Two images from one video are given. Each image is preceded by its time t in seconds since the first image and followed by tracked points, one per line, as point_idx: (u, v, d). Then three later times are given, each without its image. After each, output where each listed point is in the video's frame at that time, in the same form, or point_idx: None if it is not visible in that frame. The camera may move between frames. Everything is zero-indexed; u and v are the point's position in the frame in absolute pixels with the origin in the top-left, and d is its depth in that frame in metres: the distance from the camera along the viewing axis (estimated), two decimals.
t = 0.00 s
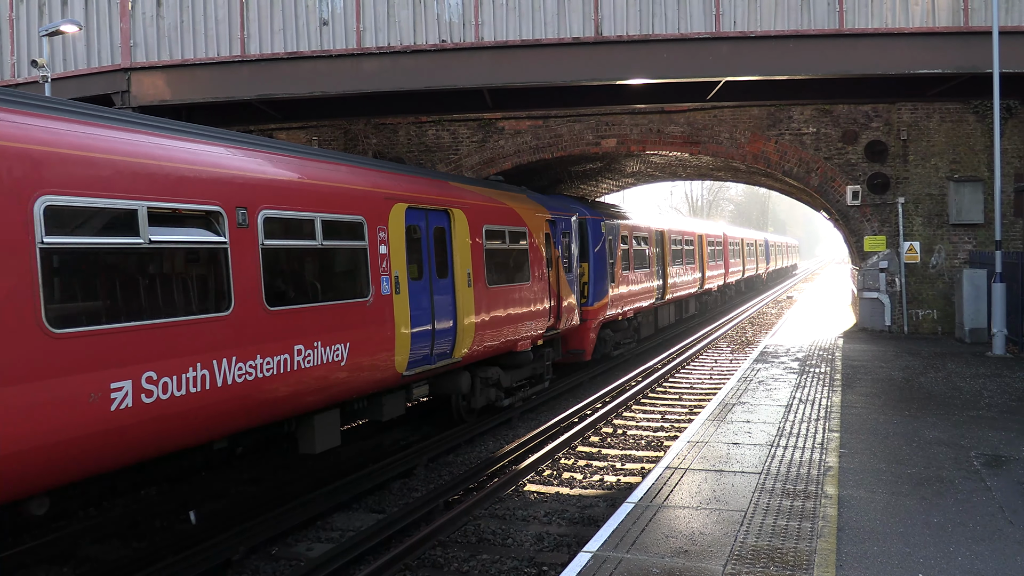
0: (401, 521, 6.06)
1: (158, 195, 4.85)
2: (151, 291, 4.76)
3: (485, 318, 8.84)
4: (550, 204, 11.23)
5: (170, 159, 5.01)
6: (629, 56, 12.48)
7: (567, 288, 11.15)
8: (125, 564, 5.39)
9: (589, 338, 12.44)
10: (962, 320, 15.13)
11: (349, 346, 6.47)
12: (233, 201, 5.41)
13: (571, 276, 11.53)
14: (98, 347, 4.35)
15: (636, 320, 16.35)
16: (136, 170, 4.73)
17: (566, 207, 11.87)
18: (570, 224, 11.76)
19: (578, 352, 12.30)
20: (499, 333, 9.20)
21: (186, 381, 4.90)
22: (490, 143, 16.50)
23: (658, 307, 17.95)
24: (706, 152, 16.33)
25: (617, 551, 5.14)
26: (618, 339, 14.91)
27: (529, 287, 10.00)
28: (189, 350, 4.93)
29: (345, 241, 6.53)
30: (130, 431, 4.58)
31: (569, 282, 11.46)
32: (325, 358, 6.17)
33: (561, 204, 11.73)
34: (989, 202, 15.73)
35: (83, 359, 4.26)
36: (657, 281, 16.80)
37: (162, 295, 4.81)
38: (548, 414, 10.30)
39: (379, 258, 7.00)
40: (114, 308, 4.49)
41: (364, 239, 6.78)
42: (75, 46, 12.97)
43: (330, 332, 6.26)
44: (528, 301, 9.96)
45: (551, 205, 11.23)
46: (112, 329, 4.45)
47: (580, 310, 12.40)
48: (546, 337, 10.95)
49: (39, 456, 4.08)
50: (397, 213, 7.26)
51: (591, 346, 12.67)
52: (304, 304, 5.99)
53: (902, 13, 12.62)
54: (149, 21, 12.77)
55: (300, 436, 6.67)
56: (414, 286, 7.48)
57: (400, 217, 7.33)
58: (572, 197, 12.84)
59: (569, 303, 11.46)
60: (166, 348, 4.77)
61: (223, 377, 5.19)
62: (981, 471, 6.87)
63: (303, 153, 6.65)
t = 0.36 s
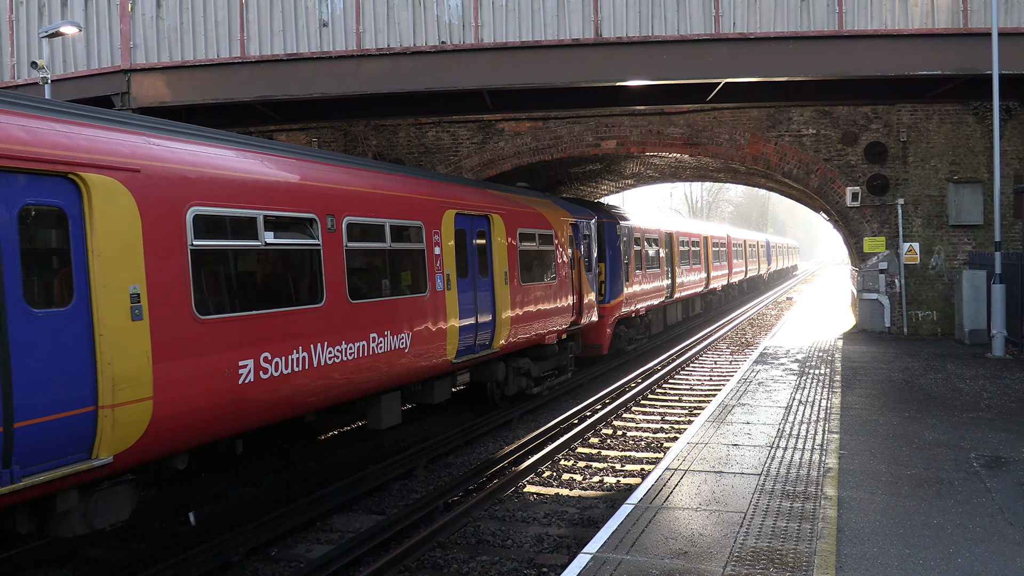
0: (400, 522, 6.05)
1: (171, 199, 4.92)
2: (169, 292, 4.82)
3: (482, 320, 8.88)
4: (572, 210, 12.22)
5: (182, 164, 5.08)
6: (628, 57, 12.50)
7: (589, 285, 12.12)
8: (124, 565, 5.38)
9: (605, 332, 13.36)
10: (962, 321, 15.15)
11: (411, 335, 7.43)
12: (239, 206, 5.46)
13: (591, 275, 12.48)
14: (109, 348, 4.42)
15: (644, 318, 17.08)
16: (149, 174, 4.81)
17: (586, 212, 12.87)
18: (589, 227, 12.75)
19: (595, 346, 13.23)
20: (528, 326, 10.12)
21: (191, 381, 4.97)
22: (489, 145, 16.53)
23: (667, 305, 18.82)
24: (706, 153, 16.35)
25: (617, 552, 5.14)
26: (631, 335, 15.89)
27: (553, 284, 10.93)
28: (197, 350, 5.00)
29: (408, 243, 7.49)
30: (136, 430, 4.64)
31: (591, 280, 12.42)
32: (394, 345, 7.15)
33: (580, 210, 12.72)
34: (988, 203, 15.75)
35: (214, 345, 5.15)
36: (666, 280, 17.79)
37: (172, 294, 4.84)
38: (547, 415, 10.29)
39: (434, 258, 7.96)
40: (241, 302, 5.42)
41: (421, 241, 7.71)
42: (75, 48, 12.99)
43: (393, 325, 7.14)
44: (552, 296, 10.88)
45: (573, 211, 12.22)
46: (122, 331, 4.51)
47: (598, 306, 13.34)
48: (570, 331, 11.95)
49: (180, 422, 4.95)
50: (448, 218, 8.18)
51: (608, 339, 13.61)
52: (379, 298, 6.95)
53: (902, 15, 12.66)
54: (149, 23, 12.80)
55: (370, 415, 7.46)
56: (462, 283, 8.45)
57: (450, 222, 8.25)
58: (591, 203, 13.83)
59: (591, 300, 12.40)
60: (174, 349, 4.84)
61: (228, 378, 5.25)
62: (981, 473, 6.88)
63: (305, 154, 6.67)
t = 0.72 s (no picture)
0: (400, 524, 6.04)
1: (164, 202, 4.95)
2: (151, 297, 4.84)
3: (481, 321, 8.93)
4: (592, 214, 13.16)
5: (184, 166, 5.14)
6: (628, 58, 12.50)
7: (608, 284, 13.07)
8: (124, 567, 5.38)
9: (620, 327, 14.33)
10: (961, 322, 15.15)
11: (461, 327, 8.46)
12: (241, 207, 5.53)
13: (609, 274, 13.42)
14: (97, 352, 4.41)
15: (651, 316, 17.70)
16: (147, 176, 4.85)
17: (604, 216, 13.81)
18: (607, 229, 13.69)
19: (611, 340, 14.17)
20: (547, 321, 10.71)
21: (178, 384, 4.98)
22: (489, 146, 16.55)
23: (673, 304, 19.38)
24: (706, 155, 16.36)
25: (617, 553, 5.14)
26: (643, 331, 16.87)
27: (570, 281, 11.56)
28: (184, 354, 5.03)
29: (460, 246, 8.50)
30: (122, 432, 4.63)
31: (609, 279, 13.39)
32: (448, 336, 8.19)
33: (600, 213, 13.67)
34: (988, 204, 15.75)
35: (317, 331, 6.19)
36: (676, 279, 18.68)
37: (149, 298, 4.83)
38: (547, 416, 10.29)
39: (479, 258, 8.96)
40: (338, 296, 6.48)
41: (469, 243, 8.73)
42: (75, 49, 13.01)
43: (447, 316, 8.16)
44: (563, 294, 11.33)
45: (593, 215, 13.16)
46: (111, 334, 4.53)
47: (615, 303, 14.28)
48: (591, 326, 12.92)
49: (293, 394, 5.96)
50: (491, 224, 9.19)
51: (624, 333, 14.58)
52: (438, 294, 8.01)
53: (902, 16, 12.70)
54: (149, 24, 12.81)
55: (425, 397, 8.41)
56: (503, 281, 9.44)
57: (492, 227, 9.29)
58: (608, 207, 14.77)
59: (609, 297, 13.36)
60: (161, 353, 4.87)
61: (298, 366, 5.95)
62: (981, 474, 6.87)
63: (308, 155, 6.72)
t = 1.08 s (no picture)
0: (399, 525, 6.03)
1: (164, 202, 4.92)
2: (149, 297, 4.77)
3: (479, 322, 8.93)
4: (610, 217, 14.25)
5: (184, 167, 5.14)
6: (628, 59, 12.50)
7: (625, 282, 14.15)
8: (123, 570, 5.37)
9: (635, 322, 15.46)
10: (961, 323, 15.14)
11: (490, 322, 9.20)
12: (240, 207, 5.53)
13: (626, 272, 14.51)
14: (89, 352, 4.34)
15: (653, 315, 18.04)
16: (274, 191, 5.89)
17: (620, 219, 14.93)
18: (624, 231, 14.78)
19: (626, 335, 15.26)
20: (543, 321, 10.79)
21: (177, 386, 4.91)
22: (489, 147, 16.57)
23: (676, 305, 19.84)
24: (706, 156, 16.36)
25: (616, 554, 5.15)
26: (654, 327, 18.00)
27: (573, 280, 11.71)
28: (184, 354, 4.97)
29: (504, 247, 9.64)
30: (123, 433, 4.56)
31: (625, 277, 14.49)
32: (493, 327, 9.29)
33: (617, 216, 14.77)
34: (988, 205, 15.75)
35: (399, 320, 7.30)
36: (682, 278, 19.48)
37: (147, 297, 4.76)
38: (546, 417, 10.29)
39: (517, 259, 10.04)
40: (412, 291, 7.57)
41: (509, 245, 9.79)
42: (75, 50, 13.00)
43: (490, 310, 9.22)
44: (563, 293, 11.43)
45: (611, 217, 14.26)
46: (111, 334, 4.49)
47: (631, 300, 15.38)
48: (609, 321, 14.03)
49: (377, 372, 7.01)
50: (526, 227, 10.29)
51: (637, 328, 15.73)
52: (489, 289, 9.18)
53: (902, 17, 12.74)
54: (149, 24, 12.80)
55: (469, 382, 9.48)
56: (537, 280, 10.53)
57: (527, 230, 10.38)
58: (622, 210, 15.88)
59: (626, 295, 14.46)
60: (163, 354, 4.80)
61: (379, 351, 7.00)
62: (981, 475, 6.87)
63: (307, 155, 6.71)
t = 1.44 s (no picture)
0: (399, 525, 6.04)
1: (167, 202, 4.94)
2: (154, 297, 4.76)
3: (478, 322, 8.93)
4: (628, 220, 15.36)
5: (188, 168, 5.16)
6: (628, 60, 12.50)
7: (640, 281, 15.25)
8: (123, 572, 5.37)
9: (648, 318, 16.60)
10: (961, 324, 15.15)
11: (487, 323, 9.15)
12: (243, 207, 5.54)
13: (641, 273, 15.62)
14: (95, 352, 4.34)
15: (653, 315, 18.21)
16: (364, 201, 6.94)
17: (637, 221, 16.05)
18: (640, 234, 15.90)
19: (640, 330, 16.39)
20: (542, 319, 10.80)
21: (181, 386, 4.91)
22: (489, 147, 16.58)
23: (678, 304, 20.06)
24: (706, 156, 16.37)
25: (616, 555, 5.14)
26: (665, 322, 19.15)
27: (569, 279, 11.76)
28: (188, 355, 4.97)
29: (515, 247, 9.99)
30: (126, 434, 4.55)
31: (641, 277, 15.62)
32: (529, 320, 10.40)
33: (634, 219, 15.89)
34: (988, 206, 15.75)
35: (437, 315, 8.03)
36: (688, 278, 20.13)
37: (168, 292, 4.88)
38: (546, 418, 10.28)
39: (549, 259, 11.10)
40: (460, 286, 8.54)
41: (541, 246, 10.85)
42: (75, 51, 13.00)
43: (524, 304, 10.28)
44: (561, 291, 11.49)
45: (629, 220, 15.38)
46: (118, 334, 4.48)
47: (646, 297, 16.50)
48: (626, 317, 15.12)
49: (440, 355, 8.10)
50: (556, 229, 11.39)
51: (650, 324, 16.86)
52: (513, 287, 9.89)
53: (901, 17, 12.83)
54: (149, 24, 12.80)
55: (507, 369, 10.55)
56: (565, 278, 11.61)
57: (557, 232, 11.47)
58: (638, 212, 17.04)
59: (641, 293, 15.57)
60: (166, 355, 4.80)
61: (440, 339, 8.07)
62: (981, 476, 6.88)
63: (308, 156, 6.69)
